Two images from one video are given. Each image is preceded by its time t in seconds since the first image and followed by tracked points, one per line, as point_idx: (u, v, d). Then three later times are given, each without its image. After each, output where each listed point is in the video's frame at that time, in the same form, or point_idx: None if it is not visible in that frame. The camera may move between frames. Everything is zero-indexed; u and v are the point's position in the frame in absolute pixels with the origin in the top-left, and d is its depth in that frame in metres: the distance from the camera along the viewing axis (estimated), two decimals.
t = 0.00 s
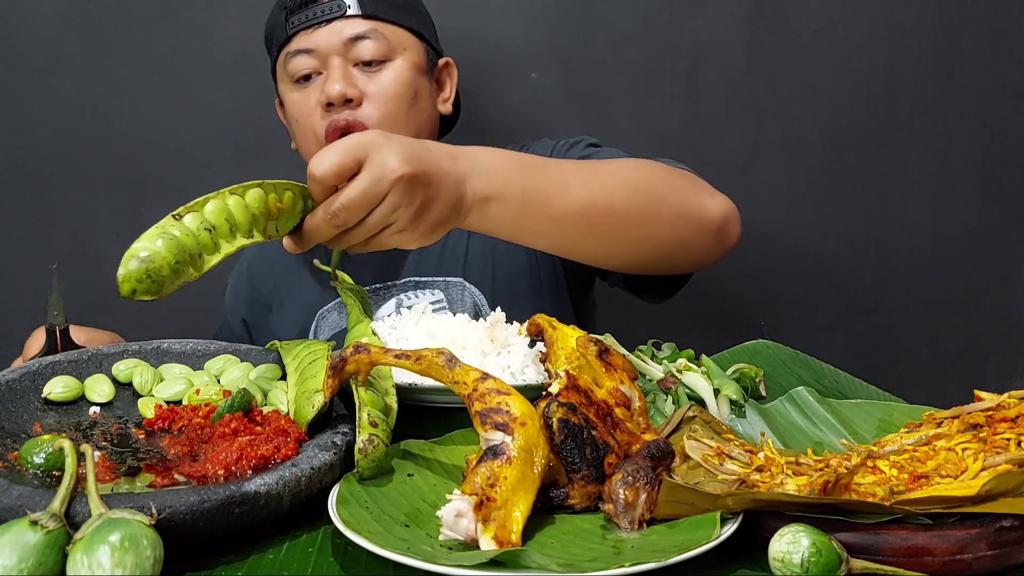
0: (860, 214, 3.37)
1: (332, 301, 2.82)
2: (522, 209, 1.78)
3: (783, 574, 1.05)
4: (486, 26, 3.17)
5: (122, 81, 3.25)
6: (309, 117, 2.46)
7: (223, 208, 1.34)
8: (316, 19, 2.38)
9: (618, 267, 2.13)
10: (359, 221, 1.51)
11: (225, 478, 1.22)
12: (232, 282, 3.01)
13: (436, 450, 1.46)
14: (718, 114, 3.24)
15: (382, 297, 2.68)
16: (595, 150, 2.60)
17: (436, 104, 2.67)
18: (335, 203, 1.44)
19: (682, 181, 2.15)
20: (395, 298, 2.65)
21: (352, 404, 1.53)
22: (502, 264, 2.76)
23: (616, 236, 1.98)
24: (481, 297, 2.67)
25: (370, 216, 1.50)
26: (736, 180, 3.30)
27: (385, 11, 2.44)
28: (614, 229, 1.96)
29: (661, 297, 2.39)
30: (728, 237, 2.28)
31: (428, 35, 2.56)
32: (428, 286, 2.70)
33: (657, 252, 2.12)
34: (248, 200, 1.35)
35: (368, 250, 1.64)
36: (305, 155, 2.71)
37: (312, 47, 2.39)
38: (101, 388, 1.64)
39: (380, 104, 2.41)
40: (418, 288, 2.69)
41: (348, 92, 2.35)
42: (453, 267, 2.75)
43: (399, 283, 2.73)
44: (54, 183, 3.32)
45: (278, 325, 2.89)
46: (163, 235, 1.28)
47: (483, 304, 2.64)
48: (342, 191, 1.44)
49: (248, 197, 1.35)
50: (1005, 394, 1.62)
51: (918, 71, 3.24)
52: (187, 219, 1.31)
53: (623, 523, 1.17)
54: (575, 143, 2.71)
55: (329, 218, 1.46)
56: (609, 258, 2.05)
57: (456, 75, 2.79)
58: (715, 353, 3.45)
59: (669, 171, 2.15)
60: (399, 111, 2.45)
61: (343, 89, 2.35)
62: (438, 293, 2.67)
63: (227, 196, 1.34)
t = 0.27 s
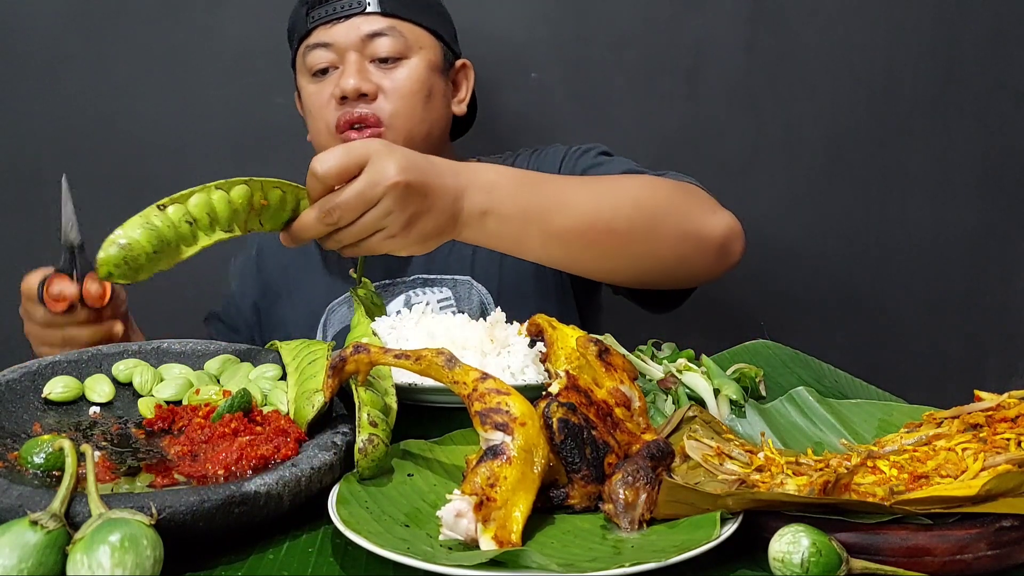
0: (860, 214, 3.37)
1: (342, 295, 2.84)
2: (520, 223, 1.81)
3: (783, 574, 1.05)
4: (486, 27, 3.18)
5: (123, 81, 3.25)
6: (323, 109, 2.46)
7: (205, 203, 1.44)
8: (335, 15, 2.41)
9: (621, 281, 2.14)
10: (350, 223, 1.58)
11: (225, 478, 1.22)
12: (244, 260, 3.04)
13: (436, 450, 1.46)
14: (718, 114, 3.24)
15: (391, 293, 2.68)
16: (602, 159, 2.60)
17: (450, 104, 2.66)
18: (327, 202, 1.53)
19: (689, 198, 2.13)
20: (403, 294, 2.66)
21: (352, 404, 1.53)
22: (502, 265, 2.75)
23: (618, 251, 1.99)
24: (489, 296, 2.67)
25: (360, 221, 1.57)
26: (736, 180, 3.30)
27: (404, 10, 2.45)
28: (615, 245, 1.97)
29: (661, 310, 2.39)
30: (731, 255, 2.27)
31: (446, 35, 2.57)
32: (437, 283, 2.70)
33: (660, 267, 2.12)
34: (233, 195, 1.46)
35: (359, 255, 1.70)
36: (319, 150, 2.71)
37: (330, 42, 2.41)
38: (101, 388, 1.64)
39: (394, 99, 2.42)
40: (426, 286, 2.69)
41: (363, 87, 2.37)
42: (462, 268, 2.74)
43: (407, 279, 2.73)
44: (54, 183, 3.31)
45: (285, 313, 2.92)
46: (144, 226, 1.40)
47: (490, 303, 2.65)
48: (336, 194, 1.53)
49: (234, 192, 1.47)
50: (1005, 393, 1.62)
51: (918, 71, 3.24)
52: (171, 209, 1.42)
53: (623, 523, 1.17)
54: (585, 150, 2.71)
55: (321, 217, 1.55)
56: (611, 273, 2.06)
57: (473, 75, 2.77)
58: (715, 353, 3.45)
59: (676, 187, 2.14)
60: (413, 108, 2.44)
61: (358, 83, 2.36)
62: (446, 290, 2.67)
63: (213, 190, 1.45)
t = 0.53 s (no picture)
0: (860, 214, 3.37)
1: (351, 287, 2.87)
2: (505, 228, 1.80)
3: (784, 574, 1.05)
4: (485, 27, 3.18)
5: (123, 80, 3.25)
6: (322, 108, 2.49)
7: (168, 197, 1.43)
8: (336, 16, 2.45)
9: (608, 289, 2.16)
10: (328, 220, 1.58)
11: (225, 478, 1.22)
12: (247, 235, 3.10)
13: (436, 450, 1.47)
14: (719, 114, 3.24)
15: (398, 289, 2.68)
16: (605, 167, 2.60)
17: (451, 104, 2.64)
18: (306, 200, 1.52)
19: (677, 211, 2.15)
20: (410, 290, 2.65)
21: (351, 404, 1.52)
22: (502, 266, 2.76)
23: (603, 259, 2.00)
24: (493, 293, 2.68)
25: (338, 219, 1.57)
26: (737, 180, 3.30)
27: (402, 11, 2.46)
28: (601, 253, 1.98)
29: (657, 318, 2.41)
30: (716, 270, 2.30)
31: (447, 35, 2.57)
32: (444, 280, 2.69)
33: (645, 276, 2.14)
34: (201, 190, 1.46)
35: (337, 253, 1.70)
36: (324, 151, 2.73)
37: (328, 42, 2.42)
38: (101, 389, 1.65)
39: (384, 101, 2.40)
40: (433, 282, 2.68)
41: (353, 87, 2.36)
42: (468, 266, 2.74)
43: (415, 275, 2.72)
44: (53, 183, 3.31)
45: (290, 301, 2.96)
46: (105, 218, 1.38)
47: (495, 301, 2.66)
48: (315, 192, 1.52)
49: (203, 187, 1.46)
50: (1005, 394, 1.62)
51: (918, 71, 3.24)
52: (133, 202, 1.41)
53: (623, 523, 1.17)
54: (587, 157, 2.72)
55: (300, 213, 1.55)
56: (594, 281, 2.07)
57: (478, 74, 2.74)
58: (715, 353, 3.45)
59: (664, 199, 2.16)
60: (404, 109, 2.42)
61: (349, 83, 2.35)
62: (453, 287, 2.67)
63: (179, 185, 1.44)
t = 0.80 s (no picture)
0: (859, 214, 3.37)
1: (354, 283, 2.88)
2: (499, 239, 1.80)
3: (783, 574, 1.05)
4: (485, 28, 3.18)
5: (123, 81, 3.25)
6: (313, 118, 2.49)
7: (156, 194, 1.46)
8: (322, 25, 2.46)
9: (603, 297, 2.14)
10: (315, 227, 1.58)
11: (225, 478, 1.22)
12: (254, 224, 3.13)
13: (436, 450, 1.47)
14: (718, 114, 3.24)
15: (400, 287, 2.70)
16: (605, 169, 2.59)
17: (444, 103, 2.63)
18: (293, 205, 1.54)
19: (675, 217, 2.14)
20: (412, 289, 2.67)
21: (351, 404, 1.52)
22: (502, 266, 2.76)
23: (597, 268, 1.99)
24: (495, 291, 2.69)
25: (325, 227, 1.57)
26: (737, 181, 3.30)
27: (390, 14, 2.46)
28: (595, 262, 1.97)
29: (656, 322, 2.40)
30: (712, 277, 2.28)
31: (434, 35, 2.56)
32: (445, 280, 2.70)
33: (641, 282, 2.13)
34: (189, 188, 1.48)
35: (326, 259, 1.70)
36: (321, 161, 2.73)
37: (316, 52, 2.44)
38: (102, 389, 1.65)
39: (374, 106, 2.40)
40: (435, 281, 2.69)
41: (342, 95, 2.37)
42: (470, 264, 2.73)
43: (417, 273, 2.73)
44: (53, 184, 3.31)
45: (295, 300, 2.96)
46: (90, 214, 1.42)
47: (497, 299, 2.67)
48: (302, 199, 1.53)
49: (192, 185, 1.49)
50: (1005, 394, 1.62)
51: (918, 71, 3.24)
52: (120, 196, 1.43)
53: (623, 523, 1.17)
54: (590, 158, 2.71)
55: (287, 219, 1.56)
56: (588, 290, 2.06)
57: (471, 70, 2.73)
58: (715, 353, 3.45)
59: (662, 205, 2.14)
60: (395, 112, 2.42)
61: (338, 92, 2.36)
62: (455, 287, 2.68)
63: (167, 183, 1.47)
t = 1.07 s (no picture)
0: (860, 214, 3.36)
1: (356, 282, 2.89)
2: (500, 248, 1.79)
3: (783, 574, 1.05)
4: (485, 28, 3.18)
5: (123, 81, 3.25)
6: (317, 125, 2.49)
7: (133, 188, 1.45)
8: (325, 30, 2.44)
9: (602, 304, 2.14)
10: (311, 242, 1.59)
11: (225, 478, 1.22)
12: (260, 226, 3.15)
13: (436, 450, 1.46)
14: (718, 114, 3.24)
15: (401, 287, 2.71)
16: (608, 170, 2.58)
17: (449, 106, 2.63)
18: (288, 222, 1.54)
19: (674, 223, 2.15)
20: (413, 289, 2.68)
21: (351, 404, 1.52)
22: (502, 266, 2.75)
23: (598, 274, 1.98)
24: (497, 292, 2.68)
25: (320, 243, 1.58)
26: (737, 181, 3.30)
27: (394, 19, 2.46)
28: (596, 269, 1.96)
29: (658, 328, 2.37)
30: (712, 282, 2.28)
31: (438, 38, 2.56)
32: (446, 280, 2.69)
33: (641, 289, 2.13)
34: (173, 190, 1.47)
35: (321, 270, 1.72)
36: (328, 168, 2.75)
37: (321, 58, 2.44)
38: (101, 389, 1.65)
39: (381, 114, 2.41)
40: (437, 282, 2.69)
41: (349, 103, 2.38)
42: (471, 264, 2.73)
43: (418, 274, 2.73)
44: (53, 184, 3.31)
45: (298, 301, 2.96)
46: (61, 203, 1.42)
47: (498, 300, 2.67)
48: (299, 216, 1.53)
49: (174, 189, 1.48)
50: (1005, 394, 1.62)
51: (917, 71, 3.24)
52: (93, 184, 1.42)
53: (623, 523, 1.17)
54: (592, 159, 2.71)
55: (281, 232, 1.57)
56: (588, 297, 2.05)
57: (474, 73, 2.74)
58: (715, 353, 3.45)
59: (664, 210, 2.15)
60: (402, 120, 2.43)
61: (345, 100, 2.38)
62: (456, 287, 2.67)
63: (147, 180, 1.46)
